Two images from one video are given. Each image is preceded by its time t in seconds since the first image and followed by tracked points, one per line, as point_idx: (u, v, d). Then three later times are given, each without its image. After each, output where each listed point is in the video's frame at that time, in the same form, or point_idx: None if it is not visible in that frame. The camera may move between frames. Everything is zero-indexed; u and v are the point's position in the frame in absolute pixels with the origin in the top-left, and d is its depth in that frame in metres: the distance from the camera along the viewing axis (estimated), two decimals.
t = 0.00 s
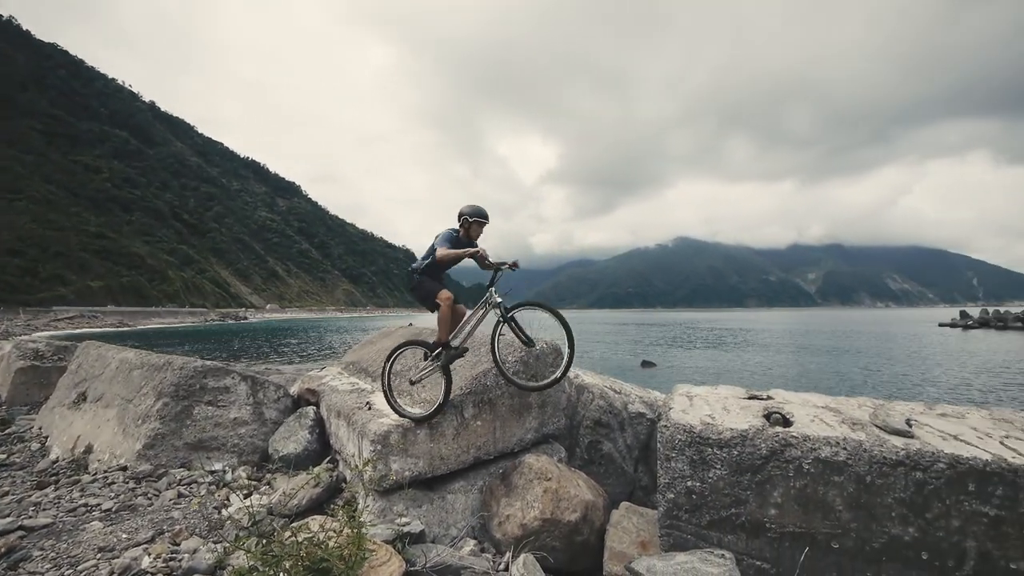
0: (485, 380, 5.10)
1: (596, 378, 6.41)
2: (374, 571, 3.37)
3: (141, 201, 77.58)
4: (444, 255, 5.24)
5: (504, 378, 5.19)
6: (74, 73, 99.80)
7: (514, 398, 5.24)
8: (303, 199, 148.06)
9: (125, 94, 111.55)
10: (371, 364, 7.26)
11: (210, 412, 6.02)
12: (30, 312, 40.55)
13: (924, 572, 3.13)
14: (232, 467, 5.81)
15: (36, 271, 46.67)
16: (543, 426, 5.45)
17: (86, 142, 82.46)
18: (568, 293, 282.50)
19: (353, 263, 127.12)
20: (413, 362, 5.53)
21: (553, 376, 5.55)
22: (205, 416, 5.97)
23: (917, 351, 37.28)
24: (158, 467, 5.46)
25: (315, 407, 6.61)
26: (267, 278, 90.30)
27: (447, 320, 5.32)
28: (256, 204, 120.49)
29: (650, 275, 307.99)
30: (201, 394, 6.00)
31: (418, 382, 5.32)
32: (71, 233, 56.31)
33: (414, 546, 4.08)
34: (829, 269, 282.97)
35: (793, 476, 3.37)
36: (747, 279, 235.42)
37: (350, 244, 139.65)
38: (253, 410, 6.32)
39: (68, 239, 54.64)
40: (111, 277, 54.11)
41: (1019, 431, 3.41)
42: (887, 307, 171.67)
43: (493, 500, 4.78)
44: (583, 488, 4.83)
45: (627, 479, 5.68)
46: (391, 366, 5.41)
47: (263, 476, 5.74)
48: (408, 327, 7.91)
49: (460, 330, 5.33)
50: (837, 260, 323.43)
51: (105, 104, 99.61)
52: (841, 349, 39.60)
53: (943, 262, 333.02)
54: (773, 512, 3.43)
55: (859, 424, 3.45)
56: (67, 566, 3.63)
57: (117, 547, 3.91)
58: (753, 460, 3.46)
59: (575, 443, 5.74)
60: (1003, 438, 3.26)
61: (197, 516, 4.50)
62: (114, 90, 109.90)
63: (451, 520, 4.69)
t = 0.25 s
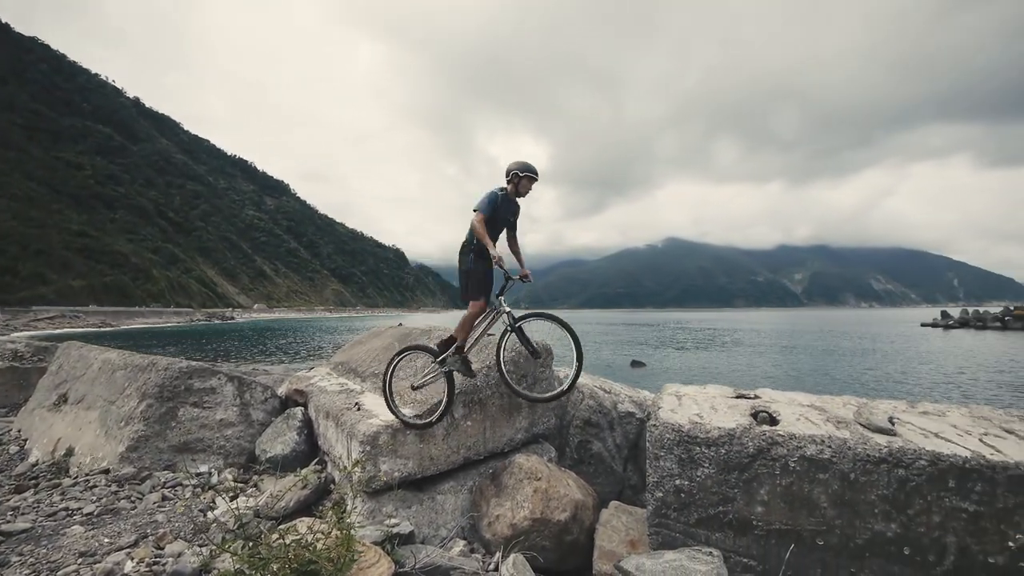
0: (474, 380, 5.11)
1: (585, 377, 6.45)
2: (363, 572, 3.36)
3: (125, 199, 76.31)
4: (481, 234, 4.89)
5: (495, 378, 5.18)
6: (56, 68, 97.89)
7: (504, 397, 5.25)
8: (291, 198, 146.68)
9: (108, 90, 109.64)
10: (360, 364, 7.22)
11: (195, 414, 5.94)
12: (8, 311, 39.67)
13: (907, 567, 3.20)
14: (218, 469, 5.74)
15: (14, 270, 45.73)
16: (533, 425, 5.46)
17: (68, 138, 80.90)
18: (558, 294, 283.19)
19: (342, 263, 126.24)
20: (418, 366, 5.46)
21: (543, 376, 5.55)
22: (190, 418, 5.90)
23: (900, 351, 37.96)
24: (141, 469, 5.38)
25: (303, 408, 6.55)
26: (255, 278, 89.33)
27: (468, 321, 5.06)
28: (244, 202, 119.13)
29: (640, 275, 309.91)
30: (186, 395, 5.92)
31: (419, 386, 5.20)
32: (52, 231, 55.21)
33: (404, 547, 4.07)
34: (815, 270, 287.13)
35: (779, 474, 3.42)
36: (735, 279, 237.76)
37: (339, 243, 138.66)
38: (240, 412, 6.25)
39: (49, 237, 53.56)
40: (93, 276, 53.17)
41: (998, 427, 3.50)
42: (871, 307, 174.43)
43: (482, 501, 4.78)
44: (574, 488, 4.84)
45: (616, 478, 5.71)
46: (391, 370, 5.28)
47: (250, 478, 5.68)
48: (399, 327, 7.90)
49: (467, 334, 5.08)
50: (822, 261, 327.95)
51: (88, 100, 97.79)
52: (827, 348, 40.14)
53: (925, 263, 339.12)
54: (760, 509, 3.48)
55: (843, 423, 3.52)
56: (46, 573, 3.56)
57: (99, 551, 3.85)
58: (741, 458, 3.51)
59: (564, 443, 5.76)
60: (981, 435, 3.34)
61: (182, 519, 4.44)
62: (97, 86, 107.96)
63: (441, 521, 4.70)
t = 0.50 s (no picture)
0: (463, 380, 5.09)
1: (574, 377, 6.46)
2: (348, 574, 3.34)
3: (104, 196, 74.75)
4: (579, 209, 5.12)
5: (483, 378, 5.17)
6: (33, 62, 95.57)
7: (492, 396, 5.24)
8: (277, 197, 144.97)
9: (88, 85, 107.32)
10: (346, 365, 7.15)
11: (176, 416, 5.84)
12: None
13: (884, 561, 3.27)
14: (201, 472, 5.65)
15: None
16: (521, 426, 5.47)
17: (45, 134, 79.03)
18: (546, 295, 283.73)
19: (328, 263, 125.08)
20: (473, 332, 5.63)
21: (532, 375, 5.56)
22: (171, 420, 5.80)
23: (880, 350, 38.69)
24: (120, 473, 5.28)
25: (288, 409, 6.48)
26: (239, 277, 88.07)
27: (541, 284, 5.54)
28: (228, 201, 117.43)
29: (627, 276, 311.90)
30: (167, 397, 5.82)
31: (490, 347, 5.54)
32: (28, 229, 53.89)
33: (390, 549, 4.06)
34: (798, 271, 291.70)
35: (763, 472, 3.48)
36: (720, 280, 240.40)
37: (326, 242, 137.34)
38: (223, 413, 6.16)
39: (25, 235, 52.26)
40: (71, 275, 52.01)
41: (973, 424, 3.60)
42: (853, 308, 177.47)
43: (470, 501, 4.78)
44: (561, 487, 4.86)
45: (603, 477, 5.74)
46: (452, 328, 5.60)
47: (233, 481, 5.60)
48: (386, 327, 7.87)
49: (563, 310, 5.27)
50: (805, 262, 333.18)
51: (66, 94, 95.60)
52: (810, 347, 40.68)
53: (905, 265, 345.82)
54: (743, 507, 3.53)
55: (826, 421, 3.58)
56: None
57: (76, 557, 3.77)
58: (725, 456, 3.56)
59: (552, 443, 5.77)
60: (957, 432, 3.43)
61: (161, 523, 4.37)
62: (76, 80, 105.62)
63: (428, 521, 4.71)
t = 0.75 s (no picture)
0: (448, 380, 5.07)
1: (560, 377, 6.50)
2: None
3: (78, 192, 72.70)
4: (684, 214, 5.01)
5: (468, 378, 5.16)
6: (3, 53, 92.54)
7: (477, 397, 5.23)
8: (258, 195, 142.70)
9: (61, 78, 104.34)
10: (329, 366, 7.09)
11: (152, 419, 5.71)
12: None
13: (860, 555, 3.37)
14: (177, 476, 5.54)
15: None
16: (506, 426, 5.49)
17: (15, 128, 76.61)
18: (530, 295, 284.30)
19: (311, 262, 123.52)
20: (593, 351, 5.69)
21: (517, 375, 5.57)
22: (147, 423, 5.67)
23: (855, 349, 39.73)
24: (93, 478, 5.15)
25: (269, 411, 6.39)
26: (219, 277, 86.45)
27: (657, 293, 5.25)
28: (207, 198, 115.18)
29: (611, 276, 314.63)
30: (143, 399, 5.68)
31: (612, 366, 5.66)
32: None
33: (374, 551, 4.04)
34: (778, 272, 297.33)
35: (744, 469, 3.54)
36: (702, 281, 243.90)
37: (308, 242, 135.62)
38: (201, 416, 6.05)
39: None
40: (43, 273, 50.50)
41: (943, 420, 3.73)
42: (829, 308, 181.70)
43: (454, 502, 4.78)
44: (546, 487, 4.88)
45: (588, 476, 5.79)
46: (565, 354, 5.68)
47: (211, 485, 5.51)
48: (371, 327, 7.82)
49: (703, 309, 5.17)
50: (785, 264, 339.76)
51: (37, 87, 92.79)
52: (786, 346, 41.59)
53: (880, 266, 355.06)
54: (725, 504, 3.60)
55: (803, 419, 3.67)
56: None
57: (47, 565, 3.67)
58: (707, 454, 3.61)
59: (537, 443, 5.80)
60: (928, 429, 3.55)
61: (137, 529, 4.27)
62: (49, 73, 102.58)
63: (413, 523, 4.70)
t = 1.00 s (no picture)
0: (431, 380, 5.05)
1: (544, 377, 6.51)
2: None
3: (46, 188, 70.37)
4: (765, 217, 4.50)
5: (451, 378, 5.14)
6: None
7: (460, 398, 5.22)
8: (236, 193, 139.99)
9: (29, 70, 100.86)
10: (310, 367, 6.99)
11: (124, 423, 5.57)
12: None
13: (834, 549, 3.47)
14: (151, 481, 5.41)
15: None
16: (488, 427, 5.49)
17: None
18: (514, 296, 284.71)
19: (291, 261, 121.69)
20: (640, 339, 4.95)
21: (500, 376, 5.58)
22: (118, 427, 5.52)
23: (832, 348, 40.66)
24: (61, 485, 5.00)
25: (247, 413, 6.28)
26: (196, 276, 84.44)
27: (730, 298, 4.62)
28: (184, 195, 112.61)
29: (594, 277, 316.62)
30: (114, 402, 5.53)
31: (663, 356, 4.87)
32: None
33: (354, 555, 4.02)
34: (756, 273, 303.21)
35: (722, 467, 3.62)
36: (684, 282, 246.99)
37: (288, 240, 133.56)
38: (176, 418, 5.92)
39: None
40: (9, 271, 48.78)
41: (913, 417, 3.87)
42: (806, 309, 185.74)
43: (437, 503, 4.77)
44: (528, 486, 4.90)
45: (571, 475, 5.83)
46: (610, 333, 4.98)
47: (187, 490, 5.40)
48: (353, 327, 7.73)
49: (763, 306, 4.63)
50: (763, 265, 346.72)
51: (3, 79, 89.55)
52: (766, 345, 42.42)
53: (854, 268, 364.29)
54: (704, 500, 3.67)
55: (780, 418, 3.75)
56: None
57: None
58: (687, 453, 3.68)
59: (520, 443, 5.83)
60: (900, 426, 3.66)
61: (108, 536, 4.17)
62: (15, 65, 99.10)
63: (394, 525, 4.69)
